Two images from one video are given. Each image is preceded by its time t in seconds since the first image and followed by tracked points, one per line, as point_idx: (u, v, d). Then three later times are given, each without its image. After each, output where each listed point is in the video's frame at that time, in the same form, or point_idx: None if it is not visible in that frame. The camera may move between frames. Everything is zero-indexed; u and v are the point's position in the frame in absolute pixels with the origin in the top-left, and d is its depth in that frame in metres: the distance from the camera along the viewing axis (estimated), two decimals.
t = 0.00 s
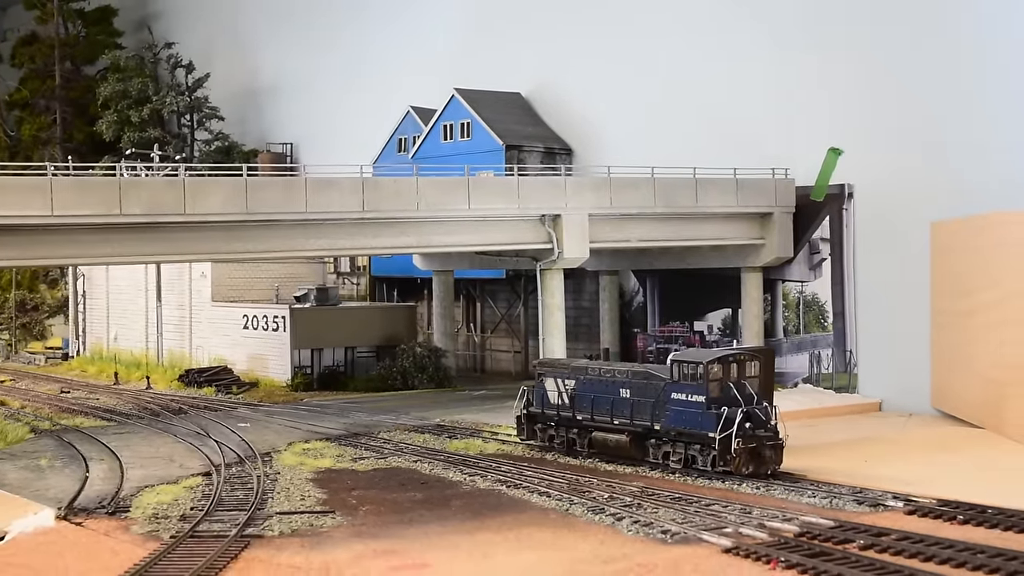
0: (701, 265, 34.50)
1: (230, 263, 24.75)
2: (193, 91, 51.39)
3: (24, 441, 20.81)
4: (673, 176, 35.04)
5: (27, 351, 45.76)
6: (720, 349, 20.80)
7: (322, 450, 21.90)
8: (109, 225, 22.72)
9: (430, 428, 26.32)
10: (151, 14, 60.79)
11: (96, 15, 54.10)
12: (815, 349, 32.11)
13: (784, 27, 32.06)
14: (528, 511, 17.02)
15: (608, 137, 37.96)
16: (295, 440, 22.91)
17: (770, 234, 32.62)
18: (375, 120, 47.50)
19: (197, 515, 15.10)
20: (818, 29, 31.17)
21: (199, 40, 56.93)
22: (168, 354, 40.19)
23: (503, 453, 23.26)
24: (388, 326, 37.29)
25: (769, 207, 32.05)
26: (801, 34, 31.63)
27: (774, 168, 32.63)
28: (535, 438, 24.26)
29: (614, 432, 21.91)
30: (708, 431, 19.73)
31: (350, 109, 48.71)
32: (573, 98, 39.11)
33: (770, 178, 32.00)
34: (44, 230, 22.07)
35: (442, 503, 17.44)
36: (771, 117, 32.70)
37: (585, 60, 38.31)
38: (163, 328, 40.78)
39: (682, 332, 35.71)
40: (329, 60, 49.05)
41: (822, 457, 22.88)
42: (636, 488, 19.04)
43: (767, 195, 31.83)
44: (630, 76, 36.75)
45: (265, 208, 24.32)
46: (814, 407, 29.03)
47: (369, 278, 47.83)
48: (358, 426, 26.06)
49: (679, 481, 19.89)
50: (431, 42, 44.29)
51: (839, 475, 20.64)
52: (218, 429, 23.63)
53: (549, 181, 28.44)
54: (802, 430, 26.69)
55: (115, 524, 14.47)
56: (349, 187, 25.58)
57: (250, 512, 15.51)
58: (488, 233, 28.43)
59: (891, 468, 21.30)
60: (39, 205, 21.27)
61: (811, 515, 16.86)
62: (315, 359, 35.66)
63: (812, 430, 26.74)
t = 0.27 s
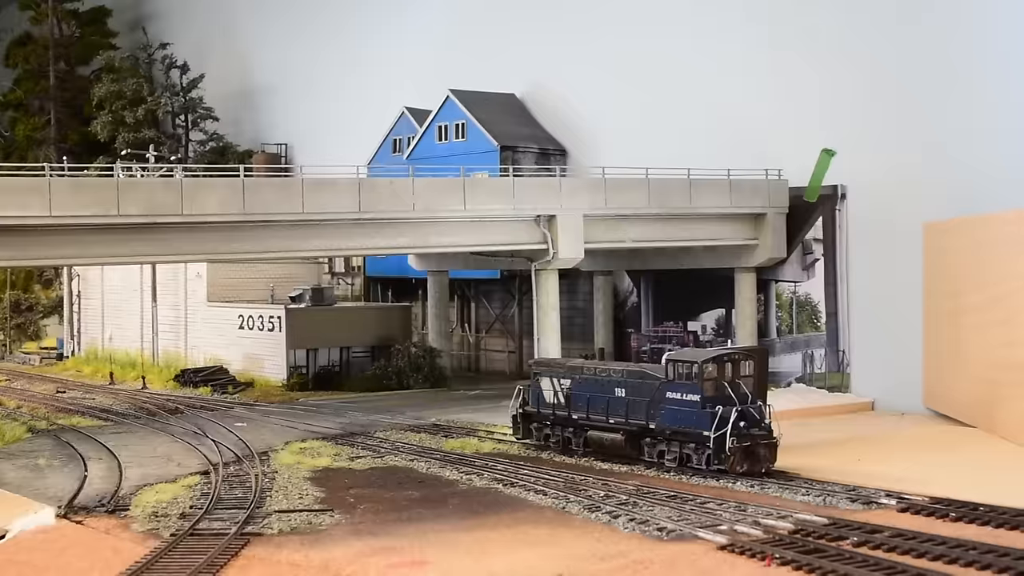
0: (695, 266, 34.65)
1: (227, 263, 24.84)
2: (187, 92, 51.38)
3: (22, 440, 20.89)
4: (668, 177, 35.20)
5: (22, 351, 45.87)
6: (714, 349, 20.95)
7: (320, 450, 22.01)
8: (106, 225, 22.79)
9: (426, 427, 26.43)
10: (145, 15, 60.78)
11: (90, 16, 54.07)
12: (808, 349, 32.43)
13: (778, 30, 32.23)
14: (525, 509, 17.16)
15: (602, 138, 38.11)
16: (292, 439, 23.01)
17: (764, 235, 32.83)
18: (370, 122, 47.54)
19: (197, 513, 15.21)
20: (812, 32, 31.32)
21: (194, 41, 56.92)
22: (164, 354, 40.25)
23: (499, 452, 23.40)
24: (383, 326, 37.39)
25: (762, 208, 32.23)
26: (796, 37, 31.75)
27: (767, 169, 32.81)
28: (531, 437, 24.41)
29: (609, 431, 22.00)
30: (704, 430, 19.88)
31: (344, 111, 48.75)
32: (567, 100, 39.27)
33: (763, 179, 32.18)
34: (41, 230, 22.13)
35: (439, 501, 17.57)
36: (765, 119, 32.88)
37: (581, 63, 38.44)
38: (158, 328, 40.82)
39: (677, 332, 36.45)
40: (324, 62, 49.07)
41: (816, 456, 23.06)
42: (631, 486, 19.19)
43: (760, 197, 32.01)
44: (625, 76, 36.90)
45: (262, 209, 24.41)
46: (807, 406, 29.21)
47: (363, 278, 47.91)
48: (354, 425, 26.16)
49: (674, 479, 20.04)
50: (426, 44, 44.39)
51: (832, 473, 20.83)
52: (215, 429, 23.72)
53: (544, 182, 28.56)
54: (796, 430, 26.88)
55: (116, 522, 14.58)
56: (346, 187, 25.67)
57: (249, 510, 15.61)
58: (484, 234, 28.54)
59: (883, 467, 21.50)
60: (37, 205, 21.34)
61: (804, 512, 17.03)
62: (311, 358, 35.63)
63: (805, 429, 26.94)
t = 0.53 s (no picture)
0: (689, 266, 34.81)
1: (224, 263, 24.93)
2: (182, 93, 51.39)
3: (20, 440, 20.94)
4: (662, 178, 35.37)
5: (17, 351, 45.84)
6: (709, 349, 21.10)
7: (317, 449, 22.11)
8: (104, 226, 22.86)
9: (423, 426, 26.54)
10: (139, 16, 60.77)
11: (85, 16, 54.05)
12: (801, 349, 32.62)
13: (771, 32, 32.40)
14: (522, 508, 17.30)
15: (598, 138, 38.26)
16: (289, 438, 23.11)
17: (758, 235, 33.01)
18: (364, 123, 47.60)
19: (197, 512, 15.31)
20: (804, 34, 31.51)
21: (189, 42, 56.92)
22: (159, 354, 40.28)
23: (495, 451, 23.53)
24: (378, 327, 37.52)
25: (756, 208, 32.41)
26: (789, 40, 31.92)
27: (761, 170, 33.00)
28: (528, 436, 24.57)
29: (605, 430, 22.16)
30: (699, 429, 20.04)
31: (339, 112, 48.80)
32: (561, 101, 39.40)
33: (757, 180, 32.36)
34: (40, 230, 22.19)
35: (437, 500, 17.70)
36: (759, 120, 33.07)
37: (576, 64, 38.59)
38: (154, 329, 40.85)
39: (670, 332, 36.55)
40: (319, 63, 49.12)
41: (809, 454, 23.25)
42: (627, 484, 19.33)
43: (754, 197, 32.19)
44: (621, 77, 37.00)
45: (259, 209, 24.50)
46: (801, 406, 29.40)
47: (358, 279, 47.95)
48: (350, 425, 26.27)
49: (670, 478, 20.19)
50: (421, 45, 44.47)
51: (826, 472, 21.01)
52: (212, 428, 23.80)
53: (539, 182, 28.69)
54: (790, 429, 27.06)
55: (116, 520, 14.67)
56: (342, 188, 25.77)
57: (249, 508, 15.72)
58: (479, 235, 28.64)
59: (876, 466, 21.71)
60: (35, 206, 21.41)
61: (799, 510, 17.19)
62: (306, 359, 35.63)
63: (799, 428, 27.13)
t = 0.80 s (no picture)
0: (683, 267, 34.99)
1: (221, 263, 25.01)
2: (176, 93, 51.40)
3: (17, 439, 21.01)
4: (656, 179, 35.56)
5: (12, 351, 45.79)
6: (704, 348, 21.26)
7: (314, 448, 22.21)
8: (102, 226, 22.93)
9: (418, 426, 26.65)
10: (133, 16, 60.75)
11: (78, 16, 54.02)
12: (794, 348, 32.80)
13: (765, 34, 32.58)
14: (519, 506, 17.43)
15: (592, 139, 38.40)
16: (286, 437, 23.21)
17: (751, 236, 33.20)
18: (358, 123, 47.66)
19: (196, 510, 15.41)
20: (797, 36, 31.71)
21: (183, 42, 56.91)
22: (154, 354, 40.32)
23: (491, 450, 23.66)
24: (373, 327, 37.62)
25: (749, 209, 32.58)
26: (782, 42, 32.11)
27: (754, 171, 33.19)
28: (523, 435, 24.71)
29: (600, 429, 22.31)
30: (693, 428, 20.19)
31: (333, 112, 48.86)
32: (556, 102, 39.53)
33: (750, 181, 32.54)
34: (37, 231, 22.25)
35: (434, 498, 17.83)
36: (752, 121, 33.26)
37: (570, 65, 38.73)
38: (149, 329, 40.89)
39: (664, 332, 36.74)
40: (313, 63, 49.15)
41: (802, 453, 23.44)
42: (622, 483, 19.47)
43: (747, 198, 32.36)
44: (615, 78, 37.13)
45: (256, 209, 24.58)
46: (794, 405, 29.59)
47: (352, 279, 48.01)
48: (346, 424, 26.37)
49: (665, 476, 20.34)
50: (415, 46, 44.55)
51: (819, 470, 21.19)
52: (209, 428, 23.88)
53: (534, 183, 28.83)
54: (783, 428, 27.24)
55: (116, 518, 14.77)
56: (338, 188, 25.88)
57: (247, 507, 15.82)
58: (474, 235, 28.77)
59: (868, 465, 21.90)
60: (33, 206, 21.48)
61: (793, 508, 17.36)
62: (301, 358, 35.76)
63: (792, 427, 27.33)
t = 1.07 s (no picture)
0: (676, 267, 35.17)
1: (217, 263, 25.09)
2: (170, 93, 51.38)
3: (14, 438, 21.07)
4: (649, 179, 35.74)
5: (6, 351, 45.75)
6: (698, 348, 21.42)
7: (310, 447, 22.32)
8: (98, 226, 23.01)
9: (414, 425, 26.77)
10: (127, 16, 60.71)
11: (72, 16, 53.95)
12: (787, 348, 33.01)
13: (758, 36, 32.77)
14: (515, 504, 17.58)
15: (586, 139, 38.56)
16: (282, 437, 23.32)
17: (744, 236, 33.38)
18: (352, 123, 47.71)
19: (195, 509, 15.51)
20: (789, 38, 31.91)
21: (177, 42, 56.88)
22: (149, 354, 40.34)
23: (486, 449, 23.80)
24: (368, 326, 37.69)
25: (742, 209, 32.75)
26: (775, 43, 32.30)
27: (747, 171, 33.38)
28: (518, 434, 24.84)
29: (595, 428, 22.46)
30: (688, 427, 20.35)
31: (327, 113, 48.92)
32: (549, 102, 39.67)
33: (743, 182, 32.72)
34: (34, 231, 22.29)
35: (431, 497, 17.96)
36: (745, 122, 33.46)
37: (564, 66, 38.87)
38: (143, 329, 40.92)
39: (657, 332, 36.90)
40: (306, 63, 49.20)
41: (795, 452, 23.63)
42: (617, 481, 19.62)
43: (740, 198, 32.54)
44: (608, 79, 37.32)
45: (251, 210, 24.67)
46: (787, 404, 29.78)
47: (346, 279, 48.06)
48: (342, 423, 26.48)
49: (659, 475, 20.49)
50: (409, 47, 44.64)
51: (812, 469, 21.39)
52: (205, 427, 23.96)
53: (528, 183, 28.98)
54: (776, 427, 27.43)
55: (115, 517, 14.87)
56: (334, 189, 25.98)
57: (246, 505, 15.93)
58: (469, 236, 28.89)
59: (860, 463, 22.11)
60: (30, 206, 21.54)
61: (787, 506, 17.53)
62: (296, 358, 35.81)
63: (785, 426, 27.52)
